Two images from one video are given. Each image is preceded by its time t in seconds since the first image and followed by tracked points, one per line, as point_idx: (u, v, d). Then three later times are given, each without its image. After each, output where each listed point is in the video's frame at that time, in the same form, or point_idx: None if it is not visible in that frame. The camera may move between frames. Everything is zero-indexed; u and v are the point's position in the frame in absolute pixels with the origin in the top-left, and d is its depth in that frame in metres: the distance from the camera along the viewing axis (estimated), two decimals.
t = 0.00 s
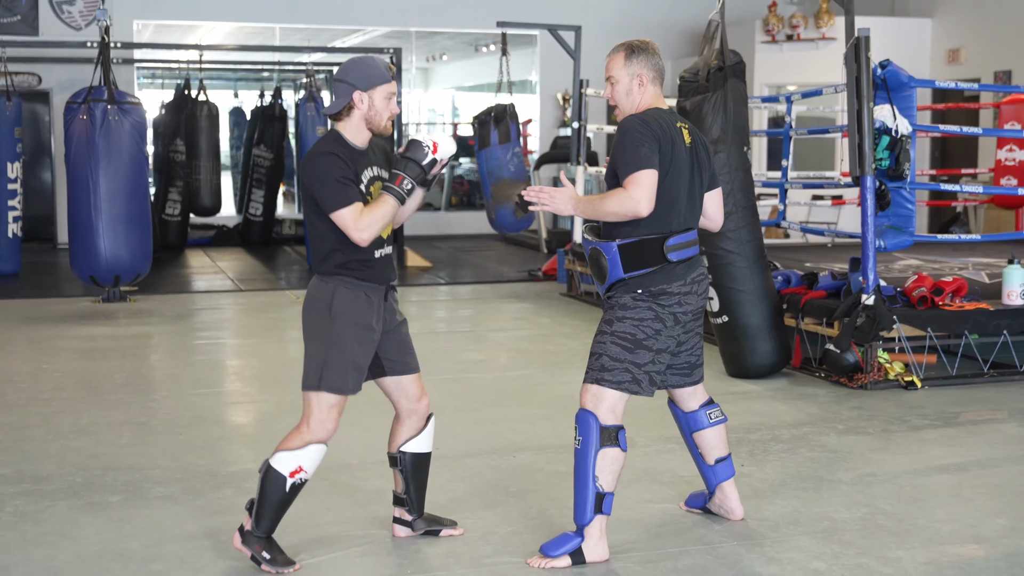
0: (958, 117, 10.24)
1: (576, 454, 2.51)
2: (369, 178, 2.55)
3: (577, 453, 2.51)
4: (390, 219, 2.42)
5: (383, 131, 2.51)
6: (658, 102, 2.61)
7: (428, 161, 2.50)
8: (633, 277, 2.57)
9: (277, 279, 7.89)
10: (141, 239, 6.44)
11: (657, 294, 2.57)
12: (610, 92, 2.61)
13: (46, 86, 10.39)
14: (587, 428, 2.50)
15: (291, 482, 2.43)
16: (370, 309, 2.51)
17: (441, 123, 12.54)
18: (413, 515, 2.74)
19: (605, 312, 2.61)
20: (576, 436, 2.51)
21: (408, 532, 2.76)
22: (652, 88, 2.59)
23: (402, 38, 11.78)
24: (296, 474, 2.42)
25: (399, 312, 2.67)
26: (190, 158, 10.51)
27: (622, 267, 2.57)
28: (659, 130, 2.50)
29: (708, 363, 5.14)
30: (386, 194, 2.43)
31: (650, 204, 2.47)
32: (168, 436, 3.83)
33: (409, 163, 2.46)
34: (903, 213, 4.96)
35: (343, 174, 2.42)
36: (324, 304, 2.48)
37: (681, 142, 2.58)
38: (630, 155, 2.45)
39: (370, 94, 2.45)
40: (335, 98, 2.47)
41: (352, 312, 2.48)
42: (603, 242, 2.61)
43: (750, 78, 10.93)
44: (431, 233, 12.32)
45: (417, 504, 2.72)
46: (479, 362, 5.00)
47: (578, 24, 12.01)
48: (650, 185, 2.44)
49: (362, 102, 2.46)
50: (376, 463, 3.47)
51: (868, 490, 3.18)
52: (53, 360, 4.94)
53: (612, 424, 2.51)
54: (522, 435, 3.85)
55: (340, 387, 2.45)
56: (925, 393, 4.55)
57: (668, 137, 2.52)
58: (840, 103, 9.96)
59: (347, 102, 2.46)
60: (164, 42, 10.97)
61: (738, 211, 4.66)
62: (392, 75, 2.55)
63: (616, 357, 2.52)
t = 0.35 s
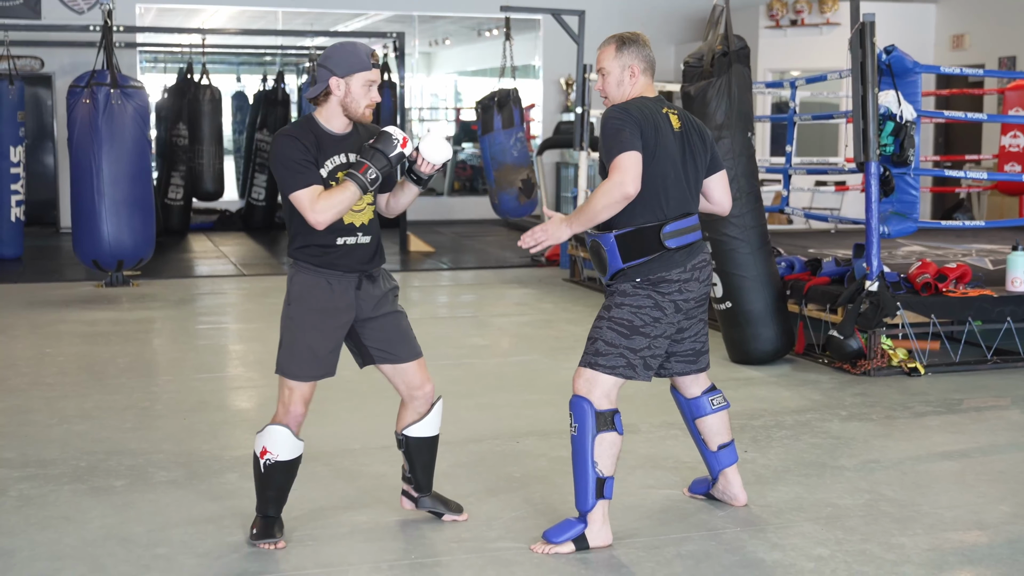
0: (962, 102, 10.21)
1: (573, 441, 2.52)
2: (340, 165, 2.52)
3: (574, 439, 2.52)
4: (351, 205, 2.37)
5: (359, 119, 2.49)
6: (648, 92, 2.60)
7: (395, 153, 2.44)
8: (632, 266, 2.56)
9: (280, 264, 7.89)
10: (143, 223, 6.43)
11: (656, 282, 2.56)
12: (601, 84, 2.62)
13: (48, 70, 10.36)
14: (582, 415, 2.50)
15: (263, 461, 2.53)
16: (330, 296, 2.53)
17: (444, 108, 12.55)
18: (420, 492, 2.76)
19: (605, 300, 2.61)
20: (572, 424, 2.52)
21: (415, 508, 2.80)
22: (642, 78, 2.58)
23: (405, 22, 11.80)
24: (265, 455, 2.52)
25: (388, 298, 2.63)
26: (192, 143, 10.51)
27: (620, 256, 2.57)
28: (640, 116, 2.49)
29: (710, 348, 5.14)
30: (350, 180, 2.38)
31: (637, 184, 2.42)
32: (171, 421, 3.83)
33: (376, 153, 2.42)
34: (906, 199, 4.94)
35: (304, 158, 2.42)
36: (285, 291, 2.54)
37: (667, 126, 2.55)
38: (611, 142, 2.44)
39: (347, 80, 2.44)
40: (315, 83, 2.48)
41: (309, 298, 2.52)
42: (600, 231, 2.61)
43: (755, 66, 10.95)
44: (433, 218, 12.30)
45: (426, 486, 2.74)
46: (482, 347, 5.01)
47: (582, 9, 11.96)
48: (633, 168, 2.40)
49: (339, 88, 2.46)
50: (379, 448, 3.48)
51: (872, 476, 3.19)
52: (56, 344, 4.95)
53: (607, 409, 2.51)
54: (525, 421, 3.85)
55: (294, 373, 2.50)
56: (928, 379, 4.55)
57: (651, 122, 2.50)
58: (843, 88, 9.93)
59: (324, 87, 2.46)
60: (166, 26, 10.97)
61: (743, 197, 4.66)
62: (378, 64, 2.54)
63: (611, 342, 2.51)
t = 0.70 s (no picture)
0: (963, 102, 10.20)
1: (567, 441, 2.52)
2: (351, 166, 2.52)
3: (568, 440, 2.53)
4: (362, 206, 2.38)
5: (371, 121, 2.48)
6: (635, 94, 2.61)
7: (406, 153, 2.44)
8: (625, 267, 2.57)
9: (280, 263, 7.88)
10: (144, 221, 6.44)
11: (650, 282, 2.56)
12: (586, 90, 2.62)
13: (49, 67, 10.37)
14: (573, 415, 2.50)
15: (268, 459, 2.54)
16: (339, 295, 2.53)
17: (445, 106, 12.50)
18: (427, 499, 2.75)
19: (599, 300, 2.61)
20: (564, 424, 2.52)
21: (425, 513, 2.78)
22: (627, 80, 2.58)
23: (406, 20, 11.80)
24: (269, 452, 2.52)
25: (400, 300, 2.63)
26: (193, 141, 10.52)
27: (614, 258, 2.57)
28: (623, 116, 2.50)
29: (710, 348, 5.14)
30: (360, 181, 2.38)
31: (624, 178, 2.44)
32: (172, 419, 3.83)
33: (386, 153, 2.42)
34: (907, 199, 4.94)
35: (314, 160, 2.42)
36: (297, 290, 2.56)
37: (652, 125, 2.55)
38: (595, 145, 2.45)
39: (356, 83, 2.43)
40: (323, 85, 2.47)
41: (318, 298, 2.52)
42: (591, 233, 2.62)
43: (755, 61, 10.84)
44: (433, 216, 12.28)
45: (433, 492, 2.73)
46: (483, 346, 5.01)
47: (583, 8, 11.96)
48: (617, 165, 2.41)
49: (349, 90, 2.44)
50: (380, 447, 3.48)
51: (872, 476, 3.19)
52: (57, 342, 4.95)
53: (599, 409, 2.51)
54: (526, 419, 3.85)
55: (303, 372, 2.51)
56: (928, 378, 4.55)
57: (635, 121, 2.51)
58: (844, 87, 9.94)
59: (333, 89, 2.45)
60: (166, 24, 10.98)
61: (743, 196, 4.66)
62: (388, 65, 2.52)
63: (602, 341, 2.51)
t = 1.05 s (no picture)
0: (964, 101, 10.21)
1: (569, 440, 2.52)
2: (353, 166, 2.52)
3: (570, 440, 2.53)
4: (358, 210, 2.37)
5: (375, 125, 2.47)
6: (639, 93, 2.61)
7: (404, 158, 2.42)
8: (627, 266, 2.57)
9: (280, 262, 7.89)
10: (144, 220, 6.44)
11: (651, 282, 2.56)
12: (591, 88, 2.61)
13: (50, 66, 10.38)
14: (576, 415, 2.50)
15: (267, 457, 2.54)
16: (341, 294, 2.53)
17: (445, 106, 12.48)
18: (426, 499, 2.75)
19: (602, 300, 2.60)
20: (567, 424, 2.52)
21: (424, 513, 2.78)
22: (632, 80, 2.58)
23: (407, 19, 11.82)
24: (268, 451, 2.52)
25: (399, 299, 2.63)
26: (193, 140, 10.54)
27: (616, 257, 2.57)
28: (627, 115, 2.49)
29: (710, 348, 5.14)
30: (358, 184, 2.37)
31: (626, 178, 2.44)
32: (172, 418, 3.84)
33: (385, 157, 2.40)
34: (907, 199, 4.94)
35: (314, 160, 2.43)
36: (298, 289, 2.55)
37: (655, 124, 2.55)
38: (598, 145, 2.45)
39: (366, 86, 2.43)
40: (332, 83, 2.46)
41: (320, 297, 2.52)
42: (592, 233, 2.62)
43: (755, 62, 10.86)
44: (433, 216, 12.28)
45: (432, 491, 2.73)
46: (482, 345, 5.01)
47: (584, 7, 11.94)
48: (619, 164, 2.41)
49: (357, 92, 2.44)
50: (379, 446, 3.48)
51: (871, 476, 3.19)
52: (57, 341, 4.95)
53: (602, 409, 2.51)
54: (525, 419, 3.85)
55: (304, 371, 2.51)
56: (928, 379, 4.54)
57: (638, 121, 2.51)
58: (844, 87, 9.95)
59: (342, 89, 2.45)
60: (167, 23, 10.99)
61: (743, 195, 4.66)
62: (401, 72, 2.52)
63: (606, 341, 2.51)
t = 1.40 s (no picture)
0: (965, 103, 10.21)
1: (568, 441, 2.53)
2: (347, 167, 2.52)
3: (569, 441, 2.53)
4: (354, 211, 2.38)
5: (369, 124, 2.48)
6: (644, 95, 2.61)
7: (398, 156, 2.41)
8: (626, 267, 2.57)
9: (281, 263, 7.89)
10: (145, 222, 6.45)
11: (651, 283, 2.56)
12: (596, 88, 2.62)
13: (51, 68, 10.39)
14: (576, 417, 2.51)
15: (265, 459, 2.54)
16: (338, 296, 2.53)
17: (446, 107, 12.55)
18: (425, 500, 2.75)
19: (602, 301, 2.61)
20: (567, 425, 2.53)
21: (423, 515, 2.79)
22: (637, 81, 2.58)
23: (408, 21, 11.84)
24: (266, 453, 2.53)
25: (395, 301, 2.63)
26: (193, 142, 10.55)
27: (616, 259, 2.58)
28: (627, 116, 2.50)
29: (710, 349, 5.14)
30: (352, 185, 2.37)
31: (625, 180, 2.44)
32: (172, 419, 3.84)
33: (378, 156, 2.40)
34: (908, 202, 4.99)
35: (308, 163, 2.43)
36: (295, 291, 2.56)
37: (656, 126, 2.56)
38: (597, 146, 2.46)
39: (358, 87, 2.43)
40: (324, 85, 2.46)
41: (318, 298, 2.53)
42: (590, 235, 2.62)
43: (755, 64, 10.89)
44: (434, 218, 12.30)
45: (430, 492, 2.73)
46: (483, 347, 5.02)
47: (584, 9, 11.94)
48: (615, 167, 2.42)
49: (350, 92, 2.44)
50: (379, 448, 3.48)
51: (871, 477, 3.20)
52: (57, 343, 4.96)
53: (602, 410, 2.51)
54: (525, 421, 3.85)
55: (302, 373, 2.52)
56: (928, 380, 4.54)
57: (639, 122, 2.51)
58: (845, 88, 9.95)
59: (334, 90, 2.45)
60: (168, 24, 11.01)
61: (743, 197, 4.66)
62: (391, 68, 2.52)
63: (606, 342, 2.52)
